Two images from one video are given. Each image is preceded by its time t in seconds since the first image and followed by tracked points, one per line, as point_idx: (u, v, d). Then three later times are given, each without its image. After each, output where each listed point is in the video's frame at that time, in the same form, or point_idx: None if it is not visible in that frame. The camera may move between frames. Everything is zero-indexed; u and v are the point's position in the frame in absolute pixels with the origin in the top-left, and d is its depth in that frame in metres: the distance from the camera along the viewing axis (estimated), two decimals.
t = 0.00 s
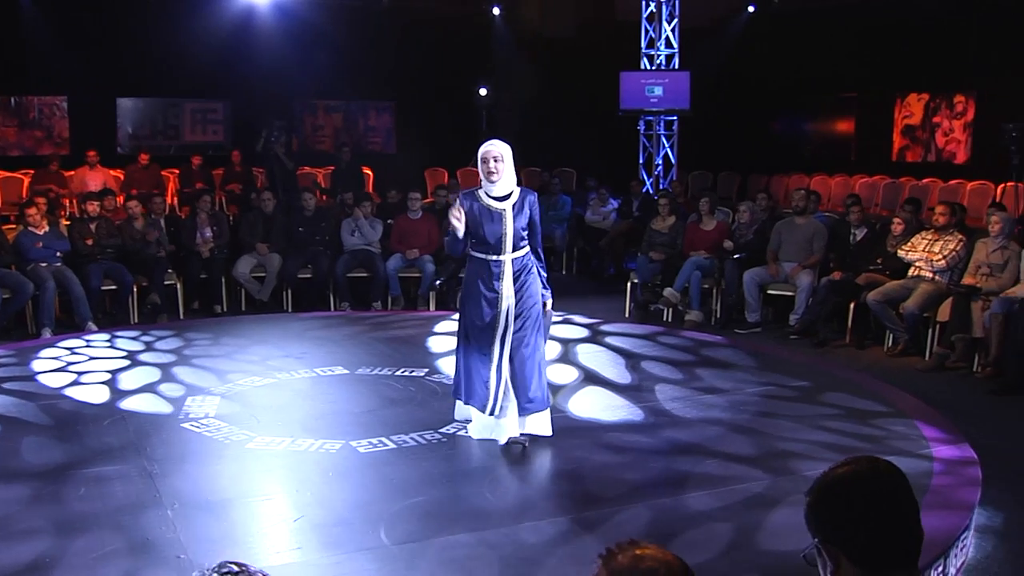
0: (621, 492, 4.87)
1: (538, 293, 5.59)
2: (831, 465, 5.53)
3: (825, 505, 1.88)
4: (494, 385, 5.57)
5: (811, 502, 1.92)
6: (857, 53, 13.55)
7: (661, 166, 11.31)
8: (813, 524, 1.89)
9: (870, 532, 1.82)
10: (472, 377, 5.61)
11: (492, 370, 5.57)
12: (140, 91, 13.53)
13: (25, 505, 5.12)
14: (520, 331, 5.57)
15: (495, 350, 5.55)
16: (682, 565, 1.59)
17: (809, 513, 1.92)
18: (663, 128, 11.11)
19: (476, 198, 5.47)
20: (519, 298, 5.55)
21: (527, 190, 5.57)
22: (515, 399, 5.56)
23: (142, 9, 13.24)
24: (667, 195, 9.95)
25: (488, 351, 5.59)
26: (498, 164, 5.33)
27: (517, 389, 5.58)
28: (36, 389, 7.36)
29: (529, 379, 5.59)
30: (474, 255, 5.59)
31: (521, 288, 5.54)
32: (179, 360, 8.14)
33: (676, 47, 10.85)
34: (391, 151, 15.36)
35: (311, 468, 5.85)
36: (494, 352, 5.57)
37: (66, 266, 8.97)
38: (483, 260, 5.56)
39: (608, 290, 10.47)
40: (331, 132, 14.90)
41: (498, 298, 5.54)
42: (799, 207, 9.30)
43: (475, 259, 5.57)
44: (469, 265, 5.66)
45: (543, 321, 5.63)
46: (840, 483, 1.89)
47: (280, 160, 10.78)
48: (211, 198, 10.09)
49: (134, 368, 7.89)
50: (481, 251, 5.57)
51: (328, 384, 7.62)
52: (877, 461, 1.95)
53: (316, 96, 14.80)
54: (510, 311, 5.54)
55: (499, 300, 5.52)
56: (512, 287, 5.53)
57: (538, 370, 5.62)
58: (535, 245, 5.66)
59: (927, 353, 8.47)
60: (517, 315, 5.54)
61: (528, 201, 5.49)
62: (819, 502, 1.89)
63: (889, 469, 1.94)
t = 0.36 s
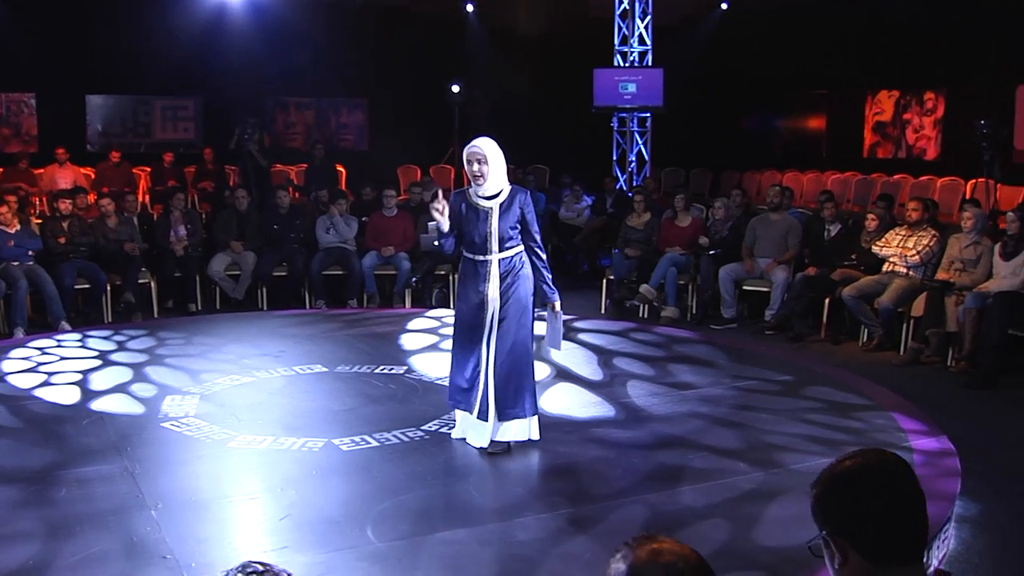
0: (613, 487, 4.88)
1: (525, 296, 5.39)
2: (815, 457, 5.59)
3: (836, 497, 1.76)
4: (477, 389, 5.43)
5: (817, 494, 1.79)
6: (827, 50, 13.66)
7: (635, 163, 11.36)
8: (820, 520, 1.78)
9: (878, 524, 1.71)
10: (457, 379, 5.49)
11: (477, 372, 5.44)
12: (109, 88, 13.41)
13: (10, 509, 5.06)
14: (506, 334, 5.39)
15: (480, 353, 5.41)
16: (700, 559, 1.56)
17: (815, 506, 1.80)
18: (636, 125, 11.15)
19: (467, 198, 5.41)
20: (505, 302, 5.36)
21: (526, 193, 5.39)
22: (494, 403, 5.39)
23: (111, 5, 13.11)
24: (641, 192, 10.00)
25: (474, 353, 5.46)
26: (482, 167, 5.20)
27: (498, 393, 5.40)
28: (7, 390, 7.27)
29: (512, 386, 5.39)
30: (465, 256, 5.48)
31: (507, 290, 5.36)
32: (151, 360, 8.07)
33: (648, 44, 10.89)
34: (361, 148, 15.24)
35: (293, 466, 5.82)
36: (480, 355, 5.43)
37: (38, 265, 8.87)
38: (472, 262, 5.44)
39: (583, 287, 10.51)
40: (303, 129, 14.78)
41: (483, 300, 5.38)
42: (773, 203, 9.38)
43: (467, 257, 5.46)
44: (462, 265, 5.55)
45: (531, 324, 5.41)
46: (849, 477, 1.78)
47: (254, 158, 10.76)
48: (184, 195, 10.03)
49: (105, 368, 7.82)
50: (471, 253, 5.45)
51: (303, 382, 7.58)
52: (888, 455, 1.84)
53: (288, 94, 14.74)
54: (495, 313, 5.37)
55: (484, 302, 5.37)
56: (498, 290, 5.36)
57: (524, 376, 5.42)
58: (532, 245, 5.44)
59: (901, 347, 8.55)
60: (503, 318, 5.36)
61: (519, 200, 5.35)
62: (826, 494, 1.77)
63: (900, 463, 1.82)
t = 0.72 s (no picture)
0: (607, 480, 4.89)
1: (517, 292, 5.36)
2: (803, 448, 5.63)
3: (849, 494, 1.74)
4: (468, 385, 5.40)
5: (829, 482, 1.79)
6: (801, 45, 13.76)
7: (612, 157, 11.40)
8: (830, 508, 1.77)
9: (892, 514, 1.72)
10: (449, 375, 5.47)
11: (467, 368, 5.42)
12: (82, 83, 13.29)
13: None
14: (497, 330, 5.35)
15: (472, 348, 5.39)
16: (718, 549, 1.54)
17: (826, 493, 1.79)
18: (613, 120, 11.18)
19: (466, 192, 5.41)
20: (496, 297, 5.34)
21: (525, 192, 5.33)
22: (485, 401, 5.35)
23: None
24: (620, 186, 10.03)
25: (465, 349, 5.44)
26: (473, 160, 5.20)
27: (491, 391, 5.37)
28: None
29: (502, 382, 5.35)
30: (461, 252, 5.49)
31: (498, 285, 5.33)
32: (128, 357, 8.01)
33: (626, 38, 10.93)
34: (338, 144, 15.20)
35: (280, 462, 5.80)
36: (471, 351, 5.41)
37: (14, 262, 8.78)
38: (466, 258, 5.44)
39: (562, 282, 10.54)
40: (279, 123, 14.71)
41: (475, 295, 5.37)
42: (752, 197, 9.44)
43: (463, 253, 5.46)
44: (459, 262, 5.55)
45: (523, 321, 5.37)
46: (862, 468, 1.75)
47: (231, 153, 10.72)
48: (161, 191, 9.96)
49: (81, 366, 7.75)
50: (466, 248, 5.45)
51: (285, 378, 7.56)
52: (897, 444, 1.83)
53: (263, 89, 14.68)
54: (486, 309, 5.35)
55: (476, 297, 5.36)
56: (490, 285, 5.34)
57: (517, 374, 5.39)
58: (526, 243, 5.40)
59: (880, 340, 8.62)
60: (493, 314, 5.33)
61: (513, 194, 5.30)
62: (841, 486, 1.76)
63: (909, 450, 1.81)
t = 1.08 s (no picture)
0: (602, 478, 4.89)
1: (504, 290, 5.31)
2: (793, 442, 5.65)
3: (865, 488, 1.75)
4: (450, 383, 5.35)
5: (847, 474, 1.79)
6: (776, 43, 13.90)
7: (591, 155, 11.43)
8: (846, 500, 1.78)
9: (907, 510, 1.72)
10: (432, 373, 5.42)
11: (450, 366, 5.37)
12: (57, 82, 13.20)
13: None
14: (483, 328, 5.31)
15: (456, 346, 5.34)
16: (736, 547, 1.56)
17: (842, 485, 1.80)
18: (592, 118, 11.20)
19: (458, 187, 5.37)
20: (482, 295, 5.29)
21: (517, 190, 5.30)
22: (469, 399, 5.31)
23: None
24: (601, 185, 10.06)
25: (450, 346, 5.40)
26: (465, 156, 5.17)
27: (476, 390, 5.33)
28: None
29: (487, 381, 5.31)
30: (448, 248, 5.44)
31: (485, 283, 5.29)
32: (105, 358, 7.95)
33: (604, 37, 10.97)
34: (315, 141, 15.27)
35: (268, 463, 5.76)
36: (456, 348, 5.36)
37: None
38: (453, 254, 5.39)
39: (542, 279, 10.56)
40: (256, 122, 14.71)
41: (461, 292, 5.32)
42: (733, 195, 9.49)
43: (450, 249, 5.42)
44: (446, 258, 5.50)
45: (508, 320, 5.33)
46: (878, 462, 1.76)
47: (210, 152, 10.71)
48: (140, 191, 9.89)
49: (57, 368, 7.69)
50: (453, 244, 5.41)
51: (269, 378, 7.52)
52: (913, 436, 1.83)
53: (242, 88, 14.69)
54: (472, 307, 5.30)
55: (462, 294, 5.31)
56: (476, 282, 5.30)
57: (502, 373, 5.34)
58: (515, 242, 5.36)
59: (861, 337, 8.67)
60: (479, 312, 5.29)
61: (504, 192, 5.25)
62: (858, 482, 1.76)
63: (926, 443, 1.81)
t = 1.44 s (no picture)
0: (599, 477, 4.89)
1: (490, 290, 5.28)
2: (786, 437, 5.68)
3: (878, 483, 1.71)
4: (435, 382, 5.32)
5: (859, 469, 1.75)
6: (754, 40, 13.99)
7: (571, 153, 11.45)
8: (859, 495, 1.74)
9: (922, 506, 1.68)
10: (417, 371, 5.39)
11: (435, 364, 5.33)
12: (32, 80, 13.08)
13: None
14: (469, 327, 5.28)
15: (442, 344, 5.31)
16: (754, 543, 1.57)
17: (854, 480, 1.77)
18: (573, 116, 11.22)
19: (448, 185, 5.34)
20: (468, 294, 5.26)
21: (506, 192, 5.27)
22: (454, 399, 5.28)
23: None
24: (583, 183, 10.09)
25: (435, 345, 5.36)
26: (456, 154, 5.15)
27: (461, 389, 5.29)
28: None
29: (474, 380, 5.28)
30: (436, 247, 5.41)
31: (471, 282, 5.26)
32: (84, 359, 7.88)
33: (584, 35, 11.00)
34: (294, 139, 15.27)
35: (258, 463, 5.72)
36: (441, 347, 5.33)
37: None
38: (440, 252, 5.36)
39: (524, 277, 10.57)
40: (233, 122, 14.62)
41: (447, 291, 5.29)
42: (716, 193, 9.54)
43: (437, 248, 5.39)
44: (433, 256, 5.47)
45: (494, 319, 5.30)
46: (892, 455, 1.72)
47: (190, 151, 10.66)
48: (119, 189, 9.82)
49: (34, 370, 7.61)
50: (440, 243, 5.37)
51: (254, 378, 7.48)
52: (923, 429, 1.79)
53: (219, 86, 14.67)
54: (458, 306, 5.27)
55: (448, 293, 5.28)
56: (463, 281, 5.26)
57: (488, 373, 5.31)
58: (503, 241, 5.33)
59: (843, 333, 8.72)
60: (465, 311, 5.26)
61: (495, 193, 5.22)
62: (870, 474, 1.73)
63: (935, 437, 1.77)
